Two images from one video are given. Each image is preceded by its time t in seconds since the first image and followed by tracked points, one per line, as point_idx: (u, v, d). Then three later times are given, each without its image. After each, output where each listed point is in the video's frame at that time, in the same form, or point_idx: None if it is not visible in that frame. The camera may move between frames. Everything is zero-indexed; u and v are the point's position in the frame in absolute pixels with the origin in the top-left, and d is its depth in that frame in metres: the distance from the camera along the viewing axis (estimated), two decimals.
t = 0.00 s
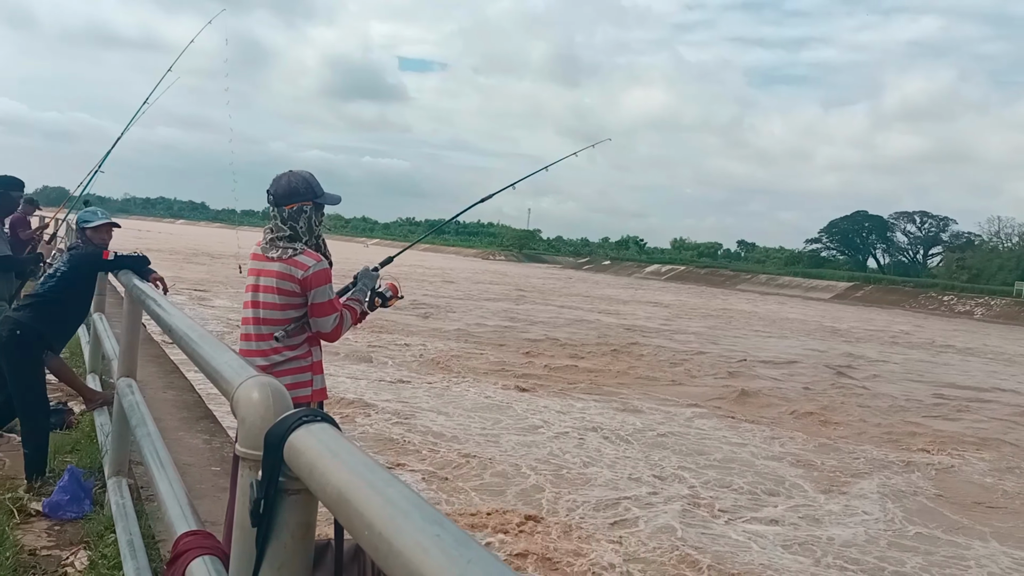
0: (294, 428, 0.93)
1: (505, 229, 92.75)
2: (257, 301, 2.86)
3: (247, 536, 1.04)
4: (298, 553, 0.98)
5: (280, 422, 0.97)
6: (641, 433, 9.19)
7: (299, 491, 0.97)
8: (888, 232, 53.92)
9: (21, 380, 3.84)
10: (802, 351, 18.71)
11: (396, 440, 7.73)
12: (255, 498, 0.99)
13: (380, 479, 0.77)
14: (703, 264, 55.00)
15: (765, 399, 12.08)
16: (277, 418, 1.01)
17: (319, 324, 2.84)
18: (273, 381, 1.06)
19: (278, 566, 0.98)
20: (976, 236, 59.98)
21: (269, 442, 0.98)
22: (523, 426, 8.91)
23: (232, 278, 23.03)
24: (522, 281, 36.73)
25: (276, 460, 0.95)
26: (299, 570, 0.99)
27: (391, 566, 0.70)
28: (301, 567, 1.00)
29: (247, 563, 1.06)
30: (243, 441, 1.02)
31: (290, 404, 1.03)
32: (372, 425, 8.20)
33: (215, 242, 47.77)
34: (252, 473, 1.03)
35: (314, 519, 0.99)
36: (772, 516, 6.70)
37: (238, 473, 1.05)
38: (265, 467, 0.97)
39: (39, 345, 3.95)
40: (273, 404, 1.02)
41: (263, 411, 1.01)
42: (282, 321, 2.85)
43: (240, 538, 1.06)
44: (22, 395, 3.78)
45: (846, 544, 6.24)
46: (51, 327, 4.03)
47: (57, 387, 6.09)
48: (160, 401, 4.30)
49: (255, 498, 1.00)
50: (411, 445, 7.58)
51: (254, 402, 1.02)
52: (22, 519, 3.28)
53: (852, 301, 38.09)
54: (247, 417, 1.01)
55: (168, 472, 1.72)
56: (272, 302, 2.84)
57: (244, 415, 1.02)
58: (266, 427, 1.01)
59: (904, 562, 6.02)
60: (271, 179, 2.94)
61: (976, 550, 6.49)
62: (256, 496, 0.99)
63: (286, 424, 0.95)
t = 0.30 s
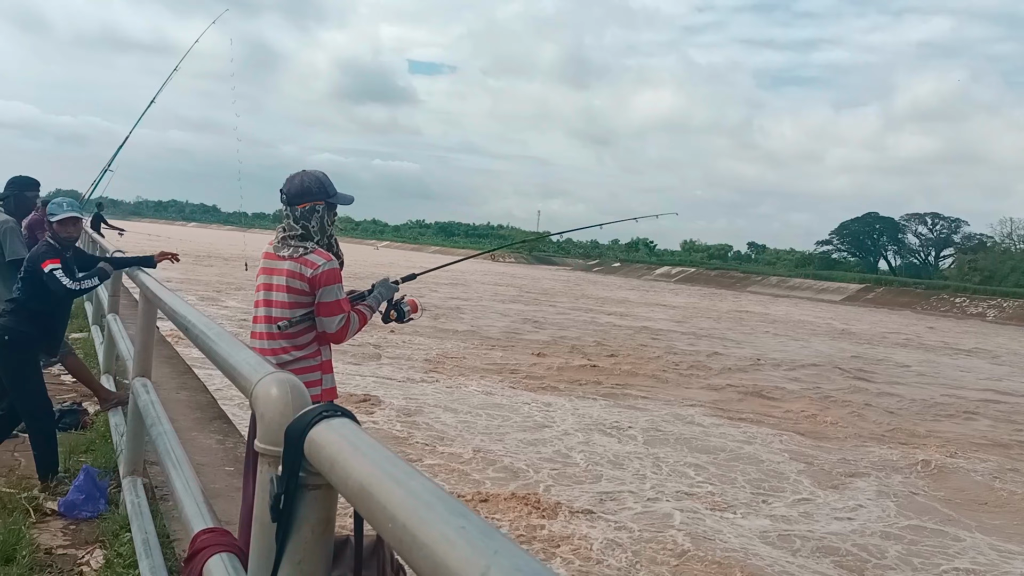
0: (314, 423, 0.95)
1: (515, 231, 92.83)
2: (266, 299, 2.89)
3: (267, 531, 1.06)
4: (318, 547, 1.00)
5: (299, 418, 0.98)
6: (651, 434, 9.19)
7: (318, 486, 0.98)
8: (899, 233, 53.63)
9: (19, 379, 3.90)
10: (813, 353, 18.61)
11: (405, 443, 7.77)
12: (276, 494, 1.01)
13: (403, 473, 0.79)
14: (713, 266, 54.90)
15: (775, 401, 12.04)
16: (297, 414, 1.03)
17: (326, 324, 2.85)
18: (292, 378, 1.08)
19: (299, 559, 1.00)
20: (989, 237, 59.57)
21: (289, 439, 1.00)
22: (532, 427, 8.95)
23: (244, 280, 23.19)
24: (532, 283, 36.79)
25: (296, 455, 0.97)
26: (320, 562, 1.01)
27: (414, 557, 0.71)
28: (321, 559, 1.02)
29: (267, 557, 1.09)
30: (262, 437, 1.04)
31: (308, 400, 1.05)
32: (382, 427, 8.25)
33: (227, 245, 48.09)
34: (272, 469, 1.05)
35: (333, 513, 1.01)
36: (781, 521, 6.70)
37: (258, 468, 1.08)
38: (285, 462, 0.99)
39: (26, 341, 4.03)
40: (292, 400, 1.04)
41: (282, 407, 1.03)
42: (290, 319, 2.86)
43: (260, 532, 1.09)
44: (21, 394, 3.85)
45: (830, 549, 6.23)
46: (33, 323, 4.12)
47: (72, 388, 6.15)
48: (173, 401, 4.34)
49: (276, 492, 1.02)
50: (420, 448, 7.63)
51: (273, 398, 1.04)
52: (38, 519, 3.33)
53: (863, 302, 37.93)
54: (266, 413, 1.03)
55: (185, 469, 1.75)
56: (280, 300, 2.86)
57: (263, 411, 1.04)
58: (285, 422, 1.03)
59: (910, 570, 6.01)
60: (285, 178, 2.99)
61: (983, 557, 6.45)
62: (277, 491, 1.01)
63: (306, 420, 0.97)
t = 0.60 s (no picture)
0: (324, 426, 0.97)
1: (524, 233, 92.89)
2: (272, 299, 2.91)
3: (279, 533, 1.08)
4: (329, 549, 1.02)
5: (311, 420, 1.00)
6: (658, 436, 9.17)
7: (330, 488, 1.00)
8: (910, 235, 53.38)
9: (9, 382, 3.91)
10: (823, 355, 18.52)
11: (412, 443, 7.78)
12: (287, 496, 1.03)
13: (413, 475, 0.80)
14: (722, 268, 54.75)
15: (785, 403, 12.01)
16: (306, 418, 1.04)
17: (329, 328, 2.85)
18: (302, 380, 1.09)
19: (310, 561, 1.02)
20: (1001, 238, 59.17)
21: (299, 440, 1.01)
22: (540, 429, 8.97)
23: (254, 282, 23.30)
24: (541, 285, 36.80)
25: (307, 458, 0.98)
26: (331, 564, 1.02)
27: (424, 559, 0.72)
28: (332, 562, 1.03)
29: (278, 559, 1.10)
30: (274, 440, 1.06)
31: (317, 403, 1.06)
32: (391, 427, 8.30)
33: (237, 248, 48.35)
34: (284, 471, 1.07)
35: (344, 515, 1.02)
36: (787, 521, 6.67)
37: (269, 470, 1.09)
38: (296, 465, 1.00)
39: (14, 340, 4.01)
40: (301, 404, 1.05)
41: (293, 409, 1.04)
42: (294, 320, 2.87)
43: (272, 533, 1.10)
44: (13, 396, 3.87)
45: (809, 541, 6.30)
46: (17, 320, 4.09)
47: (83, 390, 6.20)
48: (183, 403, 4.38)
49: (287, 495, 1.03)
50: (430, 448, 7.67)
51: (284, 401, 1.05)
52: (50, 520, 3.37)
53: (873, 303, 37.76)
54: (277, 416, 1.05)
55: (195, 471, 1.77)
56: (285, 300, 2.88)
57: (274, 414, 1.05)
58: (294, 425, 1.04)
59: (914, 570, 6.00)
60: (289, 180, 3.01)
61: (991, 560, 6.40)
62: (288, 493, 1.03)
63: (316, 423, 0.98)
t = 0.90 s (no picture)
0: (343, 435, 0.99)
1: (534, 236, 92.89)
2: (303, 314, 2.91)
3: (298, 541, 1.10)
4: (347, 556, 1.03)
5: (330, 430, 1.02)
6: (669, 438, 9.17)
7: (347, 496, 1.02)
8: (923, 237, 53.07)
9: None
10: (836, 358, 18.43)
11: (422, 444, 7.82)
12: (306, 503, 1.05)
13: (430, 485, 0.82)
14: (734, 270, 54.51)
15: (796, 406, 11.97)
16: (324, 426, 1.06)
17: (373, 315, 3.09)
18: (319, 389, 1.11)
19: (328, 568, 1.03)
20: (1015, 240, 58.68)
21: (318, 449, 1.03)
22: (550, 429, 8.99)
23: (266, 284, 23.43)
24: (551, 287, 36.80)
25: (326, 466, 1.00)
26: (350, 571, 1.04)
27: (443, 568, 0.74)
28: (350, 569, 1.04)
29: (298, 565, 1.12)
30: (292, 447, 1.08)
31: (334, 411, 1.08)
32: (401, 429, 8.33)
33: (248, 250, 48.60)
34: (302, 478, 1.08)
35: (362, 522, 1.04)
36: (797, 522, 6.64)
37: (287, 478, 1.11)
38: (315, 472, 1.02)
39: None
40: (320, 412, 1.07)
41: (311, 418, 1.07)
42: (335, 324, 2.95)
43: (291, 540, 1.12)
44: None
45: (790, 533, 6.34)
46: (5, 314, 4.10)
47: (98, 394, 6.27)
48: (197, 406, 4.42)
49: (306, 502, 1.06)
50: (441, 448, 7.69)
51: (303, 409, 1.07)
52: (66, 523, 3.42)
53: (886, 306, 37.54)
54: (295, 423, 1.07)
55: (211, 476, 1.80)
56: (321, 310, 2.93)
57: (293, 421, 1.07)
58: (312, 432, 1.06)
59: (928, 569, 5.98)
60: (290, 193, 2.99)
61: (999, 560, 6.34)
62: (307, 501, 1.05)
63: (335, 431, 1.00)
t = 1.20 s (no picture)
0: (364, 439, 1.03)
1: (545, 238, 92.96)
2: (326, 322, 2.97)
3: (319, 541, 1.15)
4: (367, 558, 1.08)
5: (351, 434, 1.06)
6: (677, 441, 9.20)
7: (367, 499, 1.06)
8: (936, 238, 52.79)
9: None
10: (847, 360, 18.40)
11: (433, 446, 7.89)
12: (328, 506, 1.09)
13: (452, 489, 0.86)
14: (745, 272, 54.38)
15: (807, 408, 11.98)
16: (344, 430, 1.11)
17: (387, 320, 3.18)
18: (340, 395, 1.16)
19: (350, 568, 1.08)
20: None
21: (339, 453, 1.07)
22: (560, 433, 9.04)
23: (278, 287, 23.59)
24: (561, 290, 36.85)
25: (347, 470, 1.05)
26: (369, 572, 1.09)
27: (464, 568, 0.78)
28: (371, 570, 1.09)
29: (319, 566, 1.16)
30: (313, 451, 1.12)
31: (354, 416, 1.13)
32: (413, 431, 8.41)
33: (260, 253, 48.91)
34: (323, 480, 1.13)
35: (382, 525, 1.09)
36: (804, 525, 6.67)
37: (308, 481, 1.16)
38: (336, 476, 1.07)
39: None
40: (340, 416, 1.12)
41: (332, 422, 1.11)
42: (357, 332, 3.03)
43: (312, 541, 1.17)
44: None
45: (798, 535, 6.38)
46: None
47: (115, 396, 6.35)
48: (212, 409, 4.49)
49: (328, 505, 1.10)
50: (452, 451, 7.76)
51: (324, 414, 1.12)
52: (85, 525, 3.49)
53: (898, 308, 37.37)
54: (316, 428, 1.11)
55: (231, 477, 1.85)
56: (344, 319, 2.99)
57: (314, 426, 1.12)
58: (334, 436, 1.11)
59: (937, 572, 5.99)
60: (314, 201, 3.04)
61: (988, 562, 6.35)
62: (328, 503, 1.10)
63: (356, 436, 1.05)
